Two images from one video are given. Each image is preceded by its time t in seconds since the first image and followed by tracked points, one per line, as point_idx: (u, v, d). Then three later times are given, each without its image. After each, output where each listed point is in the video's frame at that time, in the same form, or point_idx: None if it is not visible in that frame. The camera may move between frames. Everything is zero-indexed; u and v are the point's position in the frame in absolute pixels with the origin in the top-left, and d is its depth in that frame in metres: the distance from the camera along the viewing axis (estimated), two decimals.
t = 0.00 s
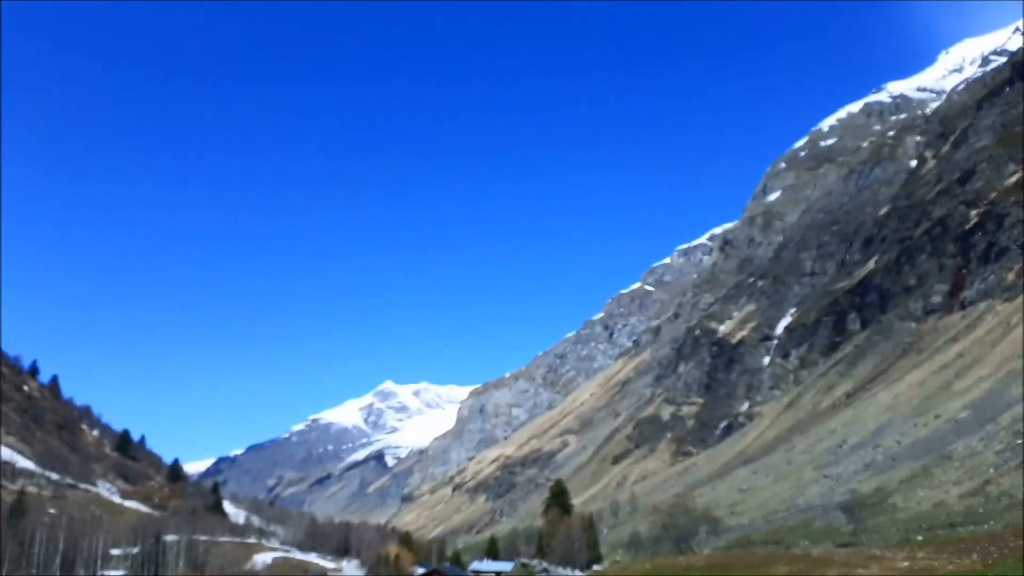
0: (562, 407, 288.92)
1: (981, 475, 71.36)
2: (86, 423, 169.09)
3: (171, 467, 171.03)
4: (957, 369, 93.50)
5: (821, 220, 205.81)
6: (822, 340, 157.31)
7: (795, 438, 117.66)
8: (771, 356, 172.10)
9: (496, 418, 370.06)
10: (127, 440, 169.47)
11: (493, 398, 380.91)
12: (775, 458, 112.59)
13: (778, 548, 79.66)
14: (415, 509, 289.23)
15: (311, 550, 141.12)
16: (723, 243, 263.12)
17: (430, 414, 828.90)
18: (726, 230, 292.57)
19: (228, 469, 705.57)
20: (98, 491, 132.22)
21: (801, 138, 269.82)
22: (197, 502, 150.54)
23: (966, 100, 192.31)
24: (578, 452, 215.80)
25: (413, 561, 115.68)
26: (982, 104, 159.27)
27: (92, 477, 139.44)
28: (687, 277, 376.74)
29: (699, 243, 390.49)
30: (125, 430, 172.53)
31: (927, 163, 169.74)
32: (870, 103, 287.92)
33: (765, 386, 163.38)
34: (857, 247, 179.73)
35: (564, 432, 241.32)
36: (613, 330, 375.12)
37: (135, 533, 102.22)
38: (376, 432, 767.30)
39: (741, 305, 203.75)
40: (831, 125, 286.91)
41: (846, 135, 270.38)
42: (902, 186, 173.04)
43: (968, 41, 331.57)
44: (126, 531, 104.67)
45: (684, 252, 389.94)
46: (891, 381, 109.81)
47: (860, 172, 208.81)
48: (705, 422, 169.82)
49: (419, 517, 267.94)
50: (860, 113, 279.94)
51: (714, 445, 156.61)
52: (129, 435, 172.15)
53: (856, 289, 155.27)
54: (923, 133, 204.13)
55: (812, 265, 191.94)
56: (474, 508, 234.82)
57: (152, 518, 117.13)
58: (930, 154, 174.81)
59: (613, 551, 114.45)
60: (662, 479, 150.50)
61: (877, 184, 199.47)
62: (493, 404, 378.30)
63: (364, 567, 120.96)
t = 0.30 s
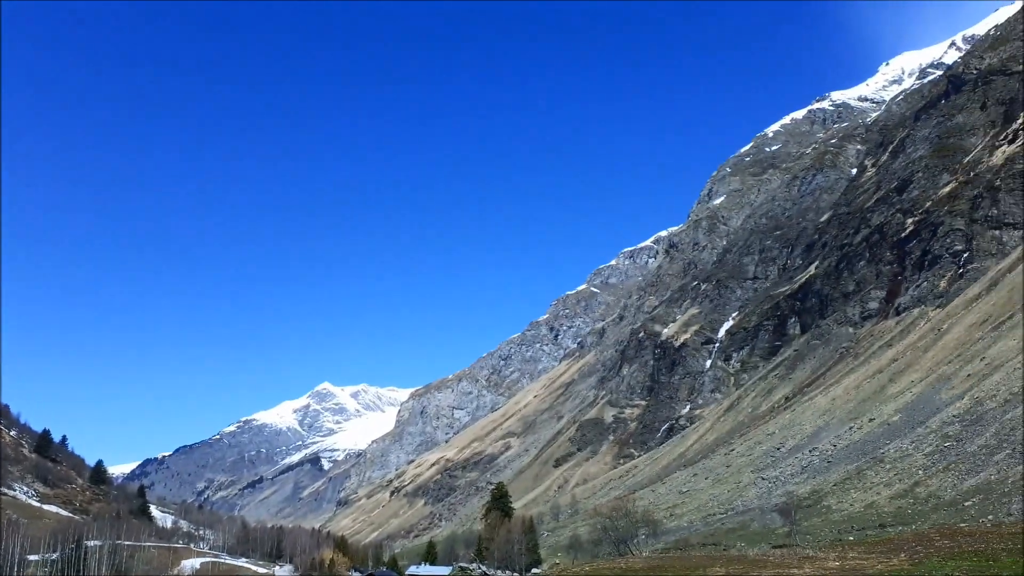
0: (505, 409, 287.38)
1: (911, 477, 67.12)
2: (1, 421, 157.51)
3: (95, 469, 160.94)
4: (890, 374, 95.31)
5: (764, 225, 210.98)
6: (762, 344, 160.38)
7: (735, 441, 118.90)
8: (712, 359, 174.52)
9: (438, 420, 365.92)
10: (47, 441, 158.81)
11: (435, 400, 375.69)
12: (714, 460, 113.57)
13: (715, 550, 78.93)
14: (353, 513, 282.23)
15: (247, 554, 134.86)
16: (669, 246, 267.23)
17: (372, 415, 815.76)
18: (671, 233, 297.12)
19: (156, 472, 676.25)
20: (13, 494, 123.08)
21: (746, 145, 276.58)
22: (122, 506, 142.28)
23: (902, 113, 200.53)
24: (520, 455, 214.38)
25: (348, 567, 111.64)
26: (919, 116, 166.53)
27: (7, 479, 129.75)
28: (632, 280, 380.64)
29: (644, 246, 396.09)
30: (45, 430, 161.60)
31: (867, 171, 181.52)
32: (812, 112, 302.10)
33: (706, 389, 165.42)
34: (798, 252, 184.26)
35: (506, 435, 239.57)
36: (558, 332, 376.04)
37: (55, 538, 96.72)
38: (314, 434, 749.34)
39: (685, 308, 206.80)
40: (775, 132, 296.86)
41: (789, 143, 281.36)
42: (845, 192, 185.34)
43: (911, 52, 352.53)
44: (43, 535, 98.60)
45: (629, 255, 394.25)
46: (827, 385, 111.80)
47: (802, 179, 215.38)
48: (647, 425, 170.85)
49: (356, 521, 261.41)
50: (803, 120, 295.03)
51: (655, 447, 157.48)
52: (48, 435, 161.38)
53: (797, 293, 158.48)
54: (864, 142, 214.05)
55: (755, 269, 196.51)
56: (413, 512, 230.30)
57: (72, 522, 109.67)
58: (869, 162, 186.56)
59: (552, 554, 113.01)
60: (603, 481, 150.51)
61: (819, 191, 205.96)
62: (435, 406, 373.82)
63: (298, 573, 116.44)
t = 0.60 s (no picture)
0: (420, 414, 282.84)
1: (810, 488, 68.97)
2: None
3: None
4: (793, 388, 98.89)
5: (680, 240, 217.40)
6: (674, 355, 164.31)
7: (645, 449, 120.78)
8: (626, 369, 177.42)
9: (351, 424, 356.45)
10: None
11: (349, 403, 365.90)
12: (625, 468, 114.84)
13: (622, 557, 78.59)
14: (259, 518, 269.98)
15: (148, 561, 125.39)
16: (589, 256, 271.29)
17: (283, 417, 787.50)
18: (592, 243, 301.83)
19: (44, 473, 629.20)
20: None
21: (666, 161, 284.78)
22: (7, 507, 130.38)
23: (811, 139, 211.59)
24: (434, 461, 211.14)
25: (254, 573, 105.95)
26: (829, 141, 175.57)
27: None
28: (553, 288, 384.31)
29: (565, 255, 400.90)
30: None
31: (778, 192, 190.03)
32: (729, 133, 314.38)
33: (619, 398, 168.04)
34: (711, 267, 190.63)
35: (421, 440, 235.62)
36: (478, 337, 374.35)
37: None
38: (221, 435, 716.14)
39: (602, 317, 209.95)
40: (693, 150, 307.48)
41: (706, 161, 291.94)
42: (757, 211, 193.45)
43: (820, 80, 374.78)
44: None
45: (550, 263, 398.00)
46: (734, 397, 115.13)
47: (717, 197, 223.44)
48: (562, 432, 171.54)
49: (261, 526, 250.18)
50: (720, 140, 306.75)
51: (568, 454, 158.13)
52: None
53: (709, 307, 163.45)
54: (776, 165, 224.29)
55: (669, 282, 201.71)
56: (321, 517, 222.27)
57: None
58: (781, 183, 195.10)
59: (462, 561, 110.72)
60: (516, 487, 149.79)
61: (732, 209, 214.30)
62: (348, 409, 364.21)
63: None
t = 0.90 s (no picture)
0: (349, 424, 276.45)
1: (732, 504, 70.30)
2: None
3: None
4: (719, 406, 101.24)
5: (614, 257, 221.34)
6: (606, 370, 166.28)
7: (574, 464, 121.26)
8: (559, 383, 178.36)
9: (277, 433, 345.08)
10: None
11: (275, 412, 354.11)
12: (555, 482, 114.84)
13: (548, 571, 77.69)
14: (177, 528, 255.53)
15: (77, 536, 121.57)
16: (526, 270, 273.02)
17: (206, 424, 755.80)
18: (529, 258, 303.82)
19: None
20: None
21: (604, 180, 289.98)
22: None
23: (742, 166, 219.62)
24: (362, 472, 206.15)
25: None
26: (760, 168, 182.44)
27: None
28: (489, 301, 384.21)
29: (502, 268, 402.01)
30: None
31: (710, 215, 196.05)
32: (664, 156, 323.25)
33: (551, 412, 168.66)
34: (643, 286, 194.51)
35: (349, 450, 229.92)
36: (412, 348, 369.99)
37: None
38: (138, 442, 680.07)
39: (536, 331, 210.92)
40: (630, 170, 314.65)
41: (641, 182, 299.19)
42: (689, 233, 199.01)
43: (752, 109, 390.89)
44: None
45: (487, 276, 397.84)
46: (663, 414, 116.95)
47: (651, 217, 228.87)
48: (493, 445, 170.45)
49: (178, 536, 237.64)
50: (655, 162, 314.73)
51: (498, 468, 157.14)
52: None
53: (640, 324, 166.41)
54: (708, 189, 231.62)
55: (603, 299, 204.70)
56: (242, 527, 212.61)
57: None
58: (713, 207, 201.28)
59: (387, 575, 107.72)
60: (444, 500, 147.61)
61: (666, 230, 219.76)
62: (275, 418, 352.86)
63: None
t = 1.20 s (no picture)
0: (302, 425, 270.99)
1: (683, 507, 71.23)
2: None
3: None
4: (671, 410, 102.68)
5: (571, 262, 223.12)
6: (562, 374, 167.02)
7: (529, 466, 121.27)
8: (515, 386, 178.35)
9: (226, 434, 335.27)
10: None
11: (225, 413, 344.79)
12: (509, 484, 114.60)
13: (501, 573, 77.06)
14: (121, 530, 244.67)
15: (58, 510, 121.81)
16: (483, 273, 272.85)
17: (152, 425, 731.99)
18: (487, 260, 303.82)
19: None
20: None
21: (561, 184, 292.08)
22: None
23: (697, 174, 223.99)
24: (314, 474, 201.99)
25: None
26: (715, 176, 186.14)
27: None
28: (446, 303, 382.80)
29: (459, 270, 401.23)
30: None
31: (665, 221, 199.27)
32: (621, 162, 327.76)
33: (506, 414, 168.49)
34: (599, 290, 196.39)
35: (301, 452, 225.32)
36: (366, 349, 365.75)
37: None
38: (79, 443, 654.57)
39: (493, 334, 210.85)
40: (587, 176, 318.06)
41: (598, 188, 302.56)
42: (645, 238, 201.91)
43: (706, 118, 399.42)
44: None
45: (444, 278, 396.06)
46: (616, 417, 117.95)
47: (608, 223, 231.51)
48: (447, 447, 169.24)
49: (122, 539, 228.46)
50: (612, 168, 318.71)
51: (453, 470, 156.06)
52: None
53: (596, 328, 167.80)
54: (664, 196, 235.52)
55: (559, 302, 205.91)
56: (190, 530, 205.55)
57: None
58: (668, 213, 204.54)
59: None
60: (398, 503, 145.86)
61: (622, 236, 222.45)
62: (224, 419, 343.12)
63: None
